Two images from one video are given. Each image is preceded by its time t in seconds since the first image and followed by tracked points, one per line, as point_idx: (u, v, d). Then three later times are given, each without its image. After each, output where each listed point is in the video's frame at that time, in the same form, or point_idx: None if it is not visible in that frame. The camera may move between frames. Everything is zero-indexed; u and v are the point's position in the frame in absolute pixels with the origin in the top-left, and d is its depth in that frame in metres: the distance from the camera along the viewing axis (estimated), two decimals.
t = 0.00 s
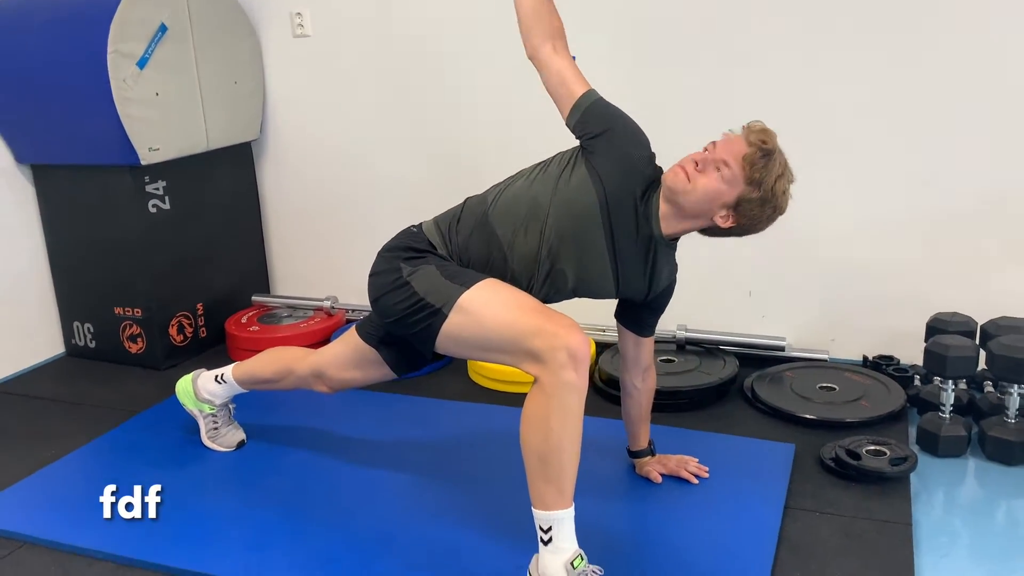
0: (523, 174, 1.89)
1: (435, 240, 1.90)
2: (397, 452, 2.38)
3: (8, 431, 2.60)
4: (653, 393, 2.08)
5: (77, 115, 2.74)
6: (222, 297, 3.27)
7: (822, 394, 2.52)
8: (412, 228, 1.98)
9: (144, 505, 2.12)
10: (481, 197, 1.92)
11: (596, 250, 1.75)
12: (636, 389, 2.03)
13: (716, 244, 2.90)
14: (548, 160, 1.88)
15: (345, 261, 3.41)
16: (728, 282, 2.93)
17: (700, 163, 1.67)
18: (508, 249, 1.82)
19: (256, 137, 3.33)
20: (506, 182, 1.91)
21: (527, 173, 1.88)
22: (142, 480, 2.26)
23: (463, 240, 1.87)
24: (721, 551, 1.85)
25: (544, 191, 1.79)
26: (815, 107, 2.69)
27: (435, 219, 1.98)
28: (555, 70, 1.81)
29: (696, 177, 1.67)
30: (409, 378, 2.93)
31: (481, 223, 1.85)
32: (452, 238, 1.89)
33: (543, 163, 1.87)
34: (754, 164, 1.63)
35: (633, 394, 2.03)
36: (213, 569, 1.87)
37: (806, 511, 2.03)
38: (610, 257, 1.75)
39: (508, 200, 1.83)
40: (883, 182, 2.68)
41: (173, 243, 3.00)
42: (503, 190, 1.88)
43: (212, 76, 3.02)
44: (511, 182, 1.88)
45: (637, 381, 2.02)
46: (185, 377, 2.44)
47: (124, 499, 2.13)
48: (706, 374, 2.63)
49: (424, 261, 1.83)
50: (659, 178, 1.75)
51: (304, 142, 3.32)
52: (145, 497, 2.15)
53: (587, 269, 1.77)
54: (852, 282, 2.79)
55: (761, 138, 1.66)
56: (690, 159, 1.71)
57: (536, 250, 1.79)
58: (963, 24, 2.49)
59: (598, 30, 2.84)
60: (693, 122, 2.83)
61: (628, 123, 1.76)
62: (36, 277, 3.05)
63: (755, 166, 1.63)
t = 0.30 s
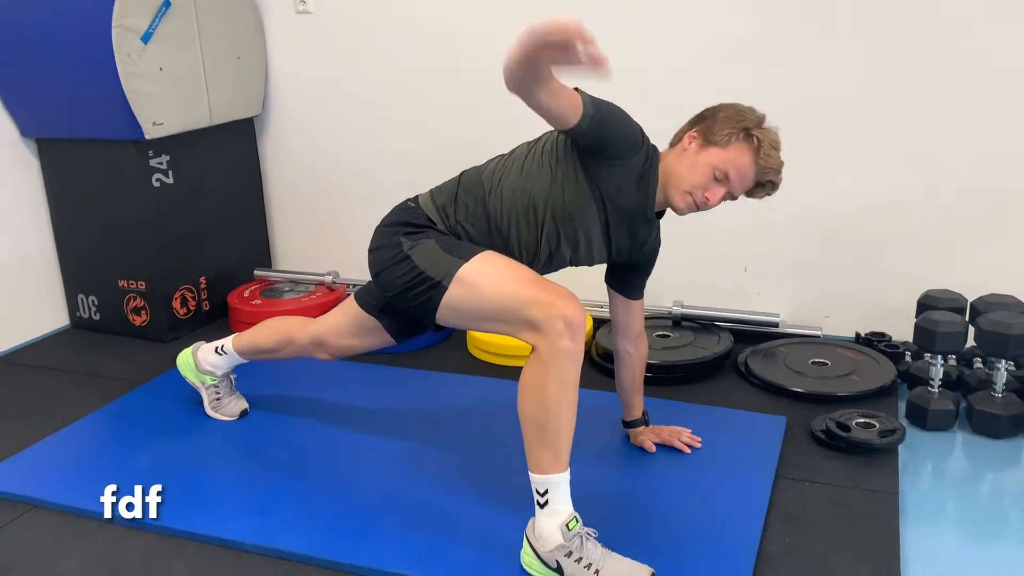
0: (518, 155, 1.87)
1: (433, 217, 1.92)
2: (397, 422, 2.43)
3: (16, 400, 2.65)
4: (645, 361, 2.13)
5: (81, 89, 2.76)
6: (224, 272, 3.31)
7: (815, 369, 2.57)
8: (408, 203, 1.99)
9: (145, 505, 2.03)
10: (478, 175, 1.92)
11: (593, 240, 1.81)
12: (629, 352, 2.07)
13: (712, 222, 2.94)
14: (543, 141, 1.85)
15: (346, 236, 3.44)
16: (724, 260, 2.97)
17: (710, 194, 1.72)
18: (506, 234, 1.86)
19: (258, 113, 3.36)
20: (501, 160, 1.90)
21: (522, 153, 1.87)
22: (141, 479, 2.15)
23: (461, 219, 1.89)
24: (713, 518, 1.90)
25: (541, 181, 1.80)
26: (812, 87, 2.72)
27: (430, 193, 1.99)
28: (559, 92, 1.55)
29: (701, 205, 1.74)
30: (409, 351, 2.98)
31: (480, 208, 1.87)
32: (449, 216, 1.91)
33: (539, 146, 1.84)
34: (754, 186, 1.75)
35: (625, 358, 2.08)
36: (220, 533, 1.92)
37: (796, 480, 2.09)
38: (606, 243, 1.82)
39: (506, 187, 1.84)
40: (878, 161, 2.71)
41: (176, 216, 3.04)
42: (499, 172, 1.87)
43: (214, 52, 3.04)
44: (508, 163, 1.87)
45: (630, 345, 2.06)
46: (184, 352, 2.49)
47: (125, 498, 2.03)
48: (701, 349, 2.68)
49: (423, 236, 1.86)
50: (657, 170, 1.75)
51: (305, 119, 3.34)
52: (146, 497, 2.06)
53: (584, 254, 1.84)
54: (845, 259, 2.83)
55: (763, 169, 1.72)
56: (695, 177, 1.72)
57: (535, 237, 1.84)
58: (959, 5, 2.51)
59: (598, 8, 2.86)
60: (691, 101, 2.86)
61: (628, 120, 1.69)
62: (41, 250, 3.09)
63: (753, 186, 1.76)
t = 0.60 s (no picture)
0: (524, 144, 1.85)
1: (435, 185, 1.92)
2: (396, 386, 2.45)
3: (16, 364, 2.67)
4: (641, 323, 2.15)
5: (79, 53, 2.75)
6: (223, 239, 3.32)
7: (810, 336, 2.60)
8: (410, 164, 2.00)
9: (147, 504, 1.94)
10: (481, 154, 1.90)
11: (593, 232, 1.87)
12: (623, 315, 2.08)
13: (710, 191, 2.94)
14: (553, 138, 1.82)
15: (344, 205, 3.45)
16: (721, 228, 2.97)
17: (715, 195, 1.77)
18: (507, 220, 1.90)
19: (256, 81, 3.34)
20: (505, 139, 1.89)
21: (528, 144, 1.85)
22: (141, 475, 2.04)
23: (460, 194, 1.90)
24: (708, 479, 1.93)
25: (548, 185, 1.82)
26: (811, 55, 2.71)
27: (433, 154, 1.99)
28: (637, 344, 1.57)
29: (706, 200, 1.79)
30: (407, 318, 2.99)
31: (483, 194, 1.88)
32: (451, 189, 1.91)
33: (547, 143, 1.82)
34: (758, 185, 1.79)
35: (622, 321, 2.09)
36: (221, 492, 1.94)
37: (791, 443, 2.11)
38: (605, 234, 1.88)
39: (512, 182, 1.85)
40: (876, 130, 2.71)
41: (175, 183, 3.04)
42: (503, 160, 1.86)
43: (212, 18, 3.02)
44: (512, 152, 1.85)
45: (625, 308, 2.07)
46: (184, 315, 2.50)
47: (125, 499, 1.94)
48: (698, 317, 2.70)
49: (424, 199, 1.87)
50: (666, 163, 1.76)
51: (303, 86, 3.33)
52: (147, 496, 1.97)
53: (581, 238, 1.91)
54: (842, 228, 2.84)
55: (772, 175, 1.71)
56: (704, 183, 1.74)
57: (537, 223, 1.89)
58: None
59: None
60: (690, 69, 2.85)
61: (651, 172, 1.65)
62: (39, 217, 3.09)
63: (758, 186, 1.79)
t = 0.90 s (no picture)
0: (522, 162, 1.77)
1: (435, 181, 1.86)
2: (390, 375, 2.43)
3: (5, 354, 2.64)
4: (637, 309, 2.13)
5: (65, 40, 2.71)
6: (214, 227, 3.29)
7: (806, 323, 2.58)
8: (408, 159, 1.93)
9: (148, 505, 1.89)
10: (480, 161, 1.84)
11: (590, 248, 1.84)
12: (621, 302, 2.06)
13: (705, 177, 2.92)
14: (550, 164, 1.74)
15: (336, 193, 3.41)
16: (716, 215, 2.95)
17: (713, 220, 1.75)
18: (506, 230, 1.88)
19: (246, 67, 3.30)
20: (502, 147, 1.81)
21: (526, 163, 1.77)
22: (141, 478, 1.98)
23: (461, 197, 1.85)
24: (704, 467, 1.92)
25: (544, 213, 1.78)
26: (808, 38, 2.68)
27: (432, 149, 1.93)
28: (593, 402, 1.74)
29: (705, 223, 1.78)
30: (401, 306, 2.97)
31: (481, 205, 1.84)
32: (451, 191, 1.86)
33: (545, 169, 1.75)
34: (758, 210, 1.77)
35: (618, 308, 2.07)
36: (215, 483, 1.92)
37: (787, 431, 2.10)
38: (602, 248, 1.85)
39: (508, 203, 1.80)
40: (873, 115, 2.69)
41: (165, 170, 3.00)
42: (500, 176, 1.80)
43: (201, 3, 2.98)
44: (510, 169, 1.78)
45: (623, 296, 2.05)
46: (173, 306, 2.47)
47: (125, 499, 1.89)
48: (693, 304, 2.69)
49: (427, 191, 1.82)
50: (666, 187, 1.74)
51: (294, 73, 3.30)
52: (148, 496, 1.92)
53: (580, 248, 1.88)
54: (837, 215, 2.83)
55: (772, 206, 1.71)
56: (703, 211, 1.73)
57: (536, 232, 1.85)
58: None
59: None
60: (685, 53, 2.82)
61: (639, 241, 1.65)
62: (27, 206, 3.06)
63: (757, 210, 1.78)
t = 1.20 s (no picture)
0: (509, 182, 1.76)
1: (426, 200, 1.84)
2: (381, 394, 2.41)
3: None
4: (631, 325, 2.12)
5: (47, 63, 2.70)
6: (202, 247, 3.26)
7: (797, 333, 2.58)
8: (400, 179, 1.92)
9: (149, 505, 1.94)
10: (469, 178, 1.82)
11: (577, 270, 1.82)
12: (612, 317, 2.06)
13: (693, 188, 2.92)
14: (535, 184, 1.72)
15: (323, 210, 3.40)
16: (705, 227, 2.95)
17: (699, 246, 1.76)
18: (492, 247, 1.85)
19: (231, 85, 3.29)
20: (492, 166, 1.79)
21: (514, 182, 1.76)
22: (143, 477, 2.04)
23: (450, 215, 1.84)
24: (699, 484, 1.91)
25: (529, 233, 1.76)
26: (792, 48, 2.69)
27: (423, 169, 1.91)
28: (584, 431, 1.72)
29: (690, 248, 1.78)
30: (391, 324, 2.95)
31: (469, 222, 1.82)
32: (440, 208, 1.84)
33: (530, 190, 1.73)
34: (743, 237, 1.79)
35: (611, 324, 2.07)
36: (204, 511, 1.90)
37: (781, 445, 2.10)
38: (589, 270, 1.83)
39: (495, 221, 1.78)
40: (858, 124, 2.70)
41: (151, 192, 2.98)
42: (487, 193, 1.78)
43: (184, 23, 2.96)
44: (498, 188, 1.77)
45: (616, 311, 2.05)
46: (164, 328, 2.45)
47: (126, 499, 1.95)
48: (684, 316, 2.68)
49: (419, 208, 1.82)
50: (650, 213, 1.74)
51: (279, 91, 3.28)
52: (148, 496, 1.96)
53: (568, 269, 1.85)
54: (825, 224, 2.83)
55: (755, 234, 1.72)
56: (686, 237, 1.74)
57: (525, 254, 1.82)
58: None
59: None
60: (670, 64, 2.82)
61: (621, 270, 1.64)
62: (11, 229, 3.03)
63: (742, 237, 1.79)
